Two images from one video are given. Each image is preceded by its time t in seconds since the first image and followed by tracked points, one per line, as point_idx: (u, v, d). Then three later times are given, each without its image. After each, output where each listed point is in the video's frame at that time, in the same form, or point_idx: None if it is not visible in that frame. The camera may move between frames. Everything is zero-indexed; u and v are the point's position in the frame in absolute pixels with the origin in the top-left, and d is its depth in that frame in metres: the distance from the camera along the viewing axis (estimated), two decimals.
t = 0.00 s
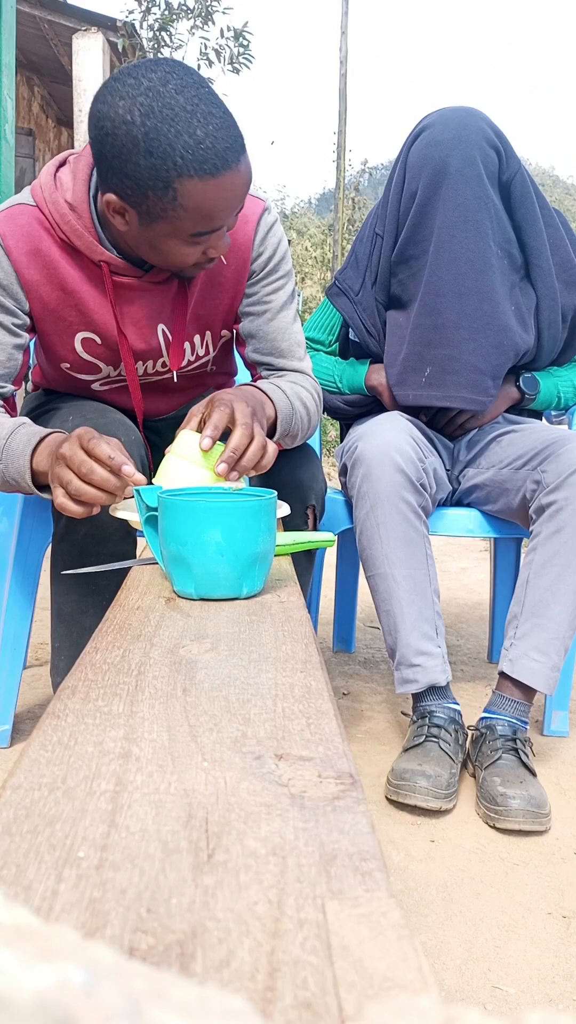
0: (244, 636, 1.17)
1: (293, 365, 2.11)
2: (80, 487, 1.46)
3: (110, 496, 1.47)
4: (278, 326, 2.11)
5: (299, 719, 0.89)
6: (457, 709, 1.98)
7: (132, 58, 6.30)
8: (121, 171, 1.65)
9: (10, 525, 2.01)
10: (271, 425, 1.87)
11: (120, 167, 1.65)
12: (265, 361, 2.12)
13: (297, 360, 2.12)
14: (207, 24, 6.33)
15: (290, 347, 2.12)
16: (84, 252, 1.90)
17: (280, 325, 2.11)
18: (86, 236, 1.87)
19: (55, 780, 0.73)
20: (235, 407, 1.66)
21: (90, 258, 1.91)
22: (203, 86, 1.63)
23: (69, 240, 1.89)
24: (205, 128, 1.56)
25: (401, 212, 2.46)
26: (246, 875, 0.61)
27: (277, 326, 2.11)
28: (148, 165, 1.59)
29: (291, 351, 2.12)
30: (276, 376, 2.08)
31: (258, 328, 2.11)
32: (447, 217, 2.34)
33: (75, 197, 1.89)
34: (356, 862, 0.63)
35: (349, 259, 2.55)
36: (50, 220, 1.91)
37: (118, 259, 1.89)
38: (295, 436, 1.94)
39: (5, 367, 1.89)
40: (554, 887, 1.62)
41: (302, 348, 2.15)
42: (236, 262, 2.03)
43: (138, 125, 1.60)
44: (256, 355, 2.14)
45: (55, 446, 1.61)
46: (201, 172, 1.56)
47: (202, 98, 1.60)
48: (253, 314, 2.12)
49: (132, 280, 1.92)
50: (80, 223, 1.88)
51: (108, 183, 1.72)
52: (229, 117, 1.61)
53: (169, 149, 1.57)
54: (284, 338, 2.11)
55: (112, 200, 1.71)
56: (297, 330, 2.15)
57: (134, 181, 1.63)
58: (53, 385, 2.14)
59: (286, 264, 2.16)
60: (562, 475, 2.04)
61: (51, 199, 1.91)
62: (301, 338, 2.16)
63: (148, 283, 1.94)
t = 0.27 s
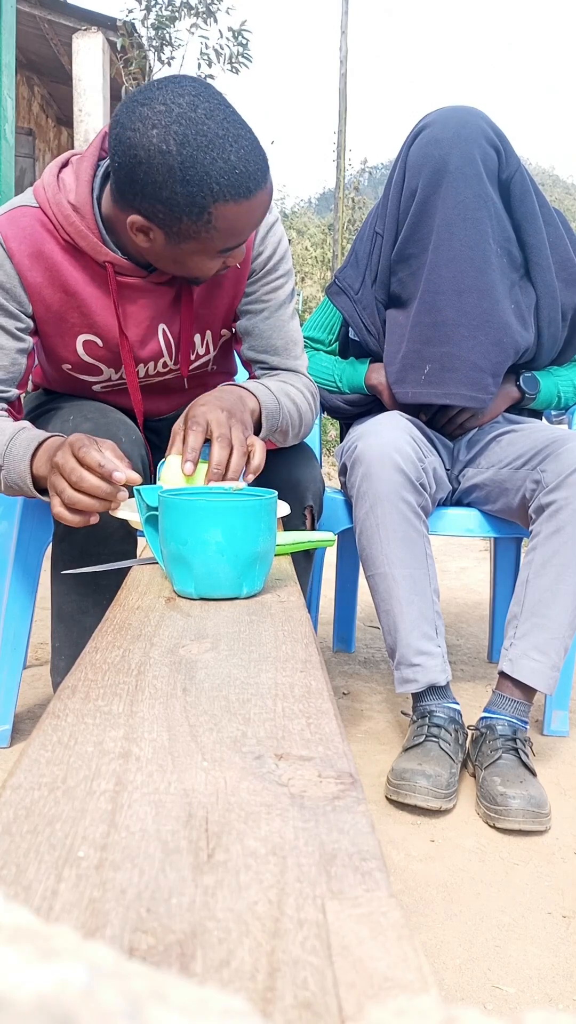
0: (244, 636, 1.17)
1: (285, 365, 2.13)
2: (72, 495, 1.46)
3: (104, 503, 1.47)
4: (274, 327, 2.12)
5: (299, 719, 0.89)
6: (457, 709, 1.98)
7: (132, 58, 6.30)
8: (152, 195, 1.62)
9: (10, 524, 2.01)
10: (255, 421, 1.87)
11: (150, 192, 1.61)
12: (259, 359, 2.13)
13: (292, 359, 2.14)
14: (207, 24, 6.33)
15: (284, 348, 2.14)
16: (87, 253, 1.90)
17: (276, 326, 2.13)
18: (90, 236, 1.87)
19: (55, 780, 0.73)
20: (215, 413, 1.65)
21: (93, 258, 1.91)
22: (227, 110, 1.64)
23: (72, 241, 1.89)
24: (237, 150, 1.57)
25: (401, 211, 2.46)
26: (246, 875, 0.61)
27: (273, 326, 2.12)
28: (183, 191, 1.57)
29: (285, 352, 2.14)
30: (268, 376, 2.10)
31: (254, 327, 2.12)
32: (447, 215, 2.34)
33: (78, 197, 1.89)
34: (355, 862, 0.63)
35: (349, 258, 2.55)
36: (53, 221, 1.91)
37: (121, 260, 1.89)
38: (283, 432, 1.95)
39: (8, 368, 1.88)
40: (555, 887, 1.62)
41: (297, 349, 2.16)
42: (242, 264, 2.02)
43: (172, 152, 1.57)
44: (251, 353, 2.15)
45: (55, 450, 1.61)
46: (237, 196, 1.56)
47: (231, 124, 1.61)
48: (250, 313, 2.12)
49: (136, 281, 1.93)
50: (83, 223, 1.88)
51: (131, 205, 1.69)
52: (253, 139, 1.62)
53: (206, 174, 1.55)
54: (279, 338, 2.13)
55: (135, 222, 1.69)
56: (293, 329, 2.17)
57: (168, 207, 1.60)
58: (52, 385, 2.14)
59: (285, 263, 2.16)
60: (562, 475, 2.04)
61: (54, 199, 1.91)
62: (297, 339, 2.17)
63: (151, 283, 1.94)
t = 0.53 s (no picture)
0: (244, 636, 1.17)
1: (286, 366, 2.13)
2: (72, 489, 1.47)
3: (105, 496, 1.47)
4: (276, 328, 2.12)
5: (299, 719, 0.89)
6: (457, 709, 1.98)
7: (133, 58, 6.30)
8: (161, 201, 1.62)
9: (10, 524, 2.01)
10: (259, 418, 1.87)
11: (158, 199, 1.61)
12: (260, 357, 2.14)
13: (293, 360, 2.14)
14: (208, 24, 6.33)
15: (285, 349, 2.14)
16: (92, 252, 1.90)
17: (278, 327, 2.13)
18: (94, 236, 1.87)
19: (55, 780, 0.73)
20: (212, 413, 1.65)
21: (97, 258, 1.91)
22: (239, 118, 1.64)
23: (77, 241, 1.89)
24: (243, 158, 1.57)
25: (401, 211, 2.46)
26: (246, 875, 0.61)
27: (275, 327, 2.12)
28: (192, 197, 1.57)
29: (286, 353, 2.14)
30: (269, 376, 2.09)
31: (256, 328, 2.12)
32: (447, 215, 2.34)
33: (83, 197, 1.89)
34: (355, 862, 0.63)
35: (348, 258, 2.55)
36: (58, 220, 1.91)
37: (126, 259, 1.89)
38: (284, 431, 1.95)
39: (10, 368, 1.88)
40: (555, 887, 1.62)
41: (298, 350, 2.16)
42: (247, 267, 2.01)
43: (182, 158, 1.57)
44: (251, 352, 2.15)
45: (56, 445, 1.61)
46: (246, 203, 1.57)
47: (241, 132, 1.61)
48: (252, 313, 2.12)
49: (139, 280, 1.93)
50: (88, 223, 1.88)
51: (139, 209, 1.69)
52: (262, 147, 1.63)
53: (215, 181, 1.55)
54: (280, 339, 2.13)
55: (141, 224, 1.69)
56: (294, 329, 2.17)
57: (176, 214, 1.60)
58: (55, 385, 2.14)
59: (288, 263, 2.16)
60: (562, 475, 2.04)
61: (59, 199, 1.91)
62: (297, 340, 2.17)
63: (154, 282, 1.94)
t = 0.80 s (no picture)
0: (244, 636, 1.17)
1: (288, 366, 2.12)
2: (74, 481, 1.47)
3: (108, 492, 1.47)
4: (278, 328, 2.12)
5: (299, 719, 0.89)
6: (457, 709, 1.98)
7: (133, 58, 6.30)
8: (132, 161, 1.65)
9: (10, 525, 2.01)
10: (266, 416, 1.88)
11: (132, 164, 1.63)
12: (262, 357, 2.13)
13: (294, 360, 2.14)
14: (208, 24, 6.33)
15: (287, 349, 2.14)
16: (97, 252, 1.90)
17: (281, 326, 2.13)
18: (99, 236, 1.87)
19: (55, 780, 0.73)
20: (218, 413, 1.65)
21: (102, 258, 1.91)
22: (232, 110, 1.61)
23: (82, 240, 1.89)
24: (219, 145, 1.54)
25: (401, 210, 2.46)
26: (246, 875, 0.61)
27: (277, 327, 2.12)
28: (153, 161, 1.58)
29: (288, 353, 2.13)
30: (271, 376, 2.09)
31: (258, 327, 2.12)
32: (446, 214, 2.35)
33: (89, 196, 1.89)
34: (355, 862, 0.63)
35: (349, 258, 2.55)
36: (64, 219, 1.91)
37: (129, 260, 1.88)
38: (287, 431, 1.96)
39: (12, 367, 1.88)
40: (555, 887, 1.62)
41: (299, 350, 2.16)
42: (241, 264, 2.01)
43: (155, 124, 1.59)
44: (253, 352, 2.15)
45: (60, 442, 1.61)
46: (205, 183, 1.53)
47: (225, 119, 1.58)
48: (255, 313, 2.12)
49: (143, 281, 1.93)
50: (93, 222, 1.88)
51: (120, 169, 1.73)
52: (245, 142, 1.58)
53: (177, 148, 1.55)
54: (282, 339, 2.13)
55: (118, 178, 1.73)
56: (296, 329, 2.17)
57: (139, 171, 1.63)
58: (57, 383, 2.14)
59: (291, 263, 2.16)
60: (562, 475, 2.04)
61: (65, 197, 1.91)
62: (299, 340, 2.17)
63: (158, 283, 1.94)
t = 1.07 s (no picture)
0: (243, 636, 1.18)
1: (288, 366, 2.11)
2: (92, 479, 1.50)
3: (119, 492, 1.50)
4: (278, 328, 2.12)
5: (299, 719, 0.89)
6: (457, 709, 1.98)
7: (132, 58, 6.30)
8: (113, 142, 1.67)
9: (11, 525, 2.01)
10: (271, 417, 1.88)
11: (112, 147, 1.66)
12: (262, 357, 2.13)
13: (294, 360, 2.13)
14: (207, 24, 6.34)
15: (288, 349, 2.12)
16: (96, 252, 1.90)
17: (280, 326, 2.12)
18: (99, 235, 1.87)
19: (56, 780, 0.73)
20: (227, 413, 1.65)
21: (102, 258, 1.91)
22: (214, 102, 1.62)
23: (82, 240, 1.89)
24: (191, 130, 1.56)
25: (400, 211, 2.46)
26: (246, 875, 0.62)
27: (277, 326, 2.12)
28: (128, 143, 1.60)
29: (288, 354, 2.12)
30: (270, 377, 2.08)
31: (258, 328, 2.12)
32: (444, 214, 2.35)
33: (89, 196, 1.88)
34: (355, 862, 0.63)
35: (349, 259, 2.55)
36: (63, 219, 1.91)
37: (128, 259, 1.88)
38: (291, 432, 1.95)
39: (12, 366, 1.88)
40: (555, 888, 1.62)
41: (300, 350, 2.15)
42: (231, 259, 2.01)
43: (137, 110, 1.61)
44: (254, 352, 2.15)
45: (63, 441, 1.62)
46: (174, 165, 1.54)
47: (203, 109, 1.59)
48: (256, 314, 2.12)
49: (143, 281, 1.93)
50: (93, 222, 1.88)
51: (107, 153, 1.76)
52: (222, 132, 1.58)
53: (150, 128, 1.57)
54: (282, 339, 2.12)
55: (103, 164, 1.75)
56: (297, 330, 2.16)
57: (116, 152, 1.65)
58: (57, 383, 2.14)
59: (291, 264, 2.16)
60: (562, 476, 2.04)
61: (65, 197, 1.90)
62: (300, 340, 2.16)
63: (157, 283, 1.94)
